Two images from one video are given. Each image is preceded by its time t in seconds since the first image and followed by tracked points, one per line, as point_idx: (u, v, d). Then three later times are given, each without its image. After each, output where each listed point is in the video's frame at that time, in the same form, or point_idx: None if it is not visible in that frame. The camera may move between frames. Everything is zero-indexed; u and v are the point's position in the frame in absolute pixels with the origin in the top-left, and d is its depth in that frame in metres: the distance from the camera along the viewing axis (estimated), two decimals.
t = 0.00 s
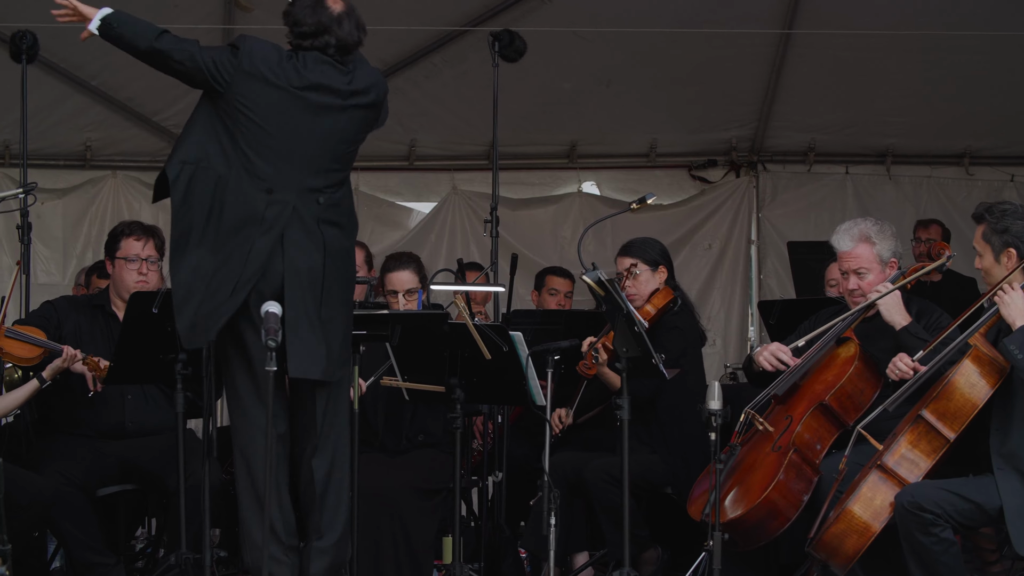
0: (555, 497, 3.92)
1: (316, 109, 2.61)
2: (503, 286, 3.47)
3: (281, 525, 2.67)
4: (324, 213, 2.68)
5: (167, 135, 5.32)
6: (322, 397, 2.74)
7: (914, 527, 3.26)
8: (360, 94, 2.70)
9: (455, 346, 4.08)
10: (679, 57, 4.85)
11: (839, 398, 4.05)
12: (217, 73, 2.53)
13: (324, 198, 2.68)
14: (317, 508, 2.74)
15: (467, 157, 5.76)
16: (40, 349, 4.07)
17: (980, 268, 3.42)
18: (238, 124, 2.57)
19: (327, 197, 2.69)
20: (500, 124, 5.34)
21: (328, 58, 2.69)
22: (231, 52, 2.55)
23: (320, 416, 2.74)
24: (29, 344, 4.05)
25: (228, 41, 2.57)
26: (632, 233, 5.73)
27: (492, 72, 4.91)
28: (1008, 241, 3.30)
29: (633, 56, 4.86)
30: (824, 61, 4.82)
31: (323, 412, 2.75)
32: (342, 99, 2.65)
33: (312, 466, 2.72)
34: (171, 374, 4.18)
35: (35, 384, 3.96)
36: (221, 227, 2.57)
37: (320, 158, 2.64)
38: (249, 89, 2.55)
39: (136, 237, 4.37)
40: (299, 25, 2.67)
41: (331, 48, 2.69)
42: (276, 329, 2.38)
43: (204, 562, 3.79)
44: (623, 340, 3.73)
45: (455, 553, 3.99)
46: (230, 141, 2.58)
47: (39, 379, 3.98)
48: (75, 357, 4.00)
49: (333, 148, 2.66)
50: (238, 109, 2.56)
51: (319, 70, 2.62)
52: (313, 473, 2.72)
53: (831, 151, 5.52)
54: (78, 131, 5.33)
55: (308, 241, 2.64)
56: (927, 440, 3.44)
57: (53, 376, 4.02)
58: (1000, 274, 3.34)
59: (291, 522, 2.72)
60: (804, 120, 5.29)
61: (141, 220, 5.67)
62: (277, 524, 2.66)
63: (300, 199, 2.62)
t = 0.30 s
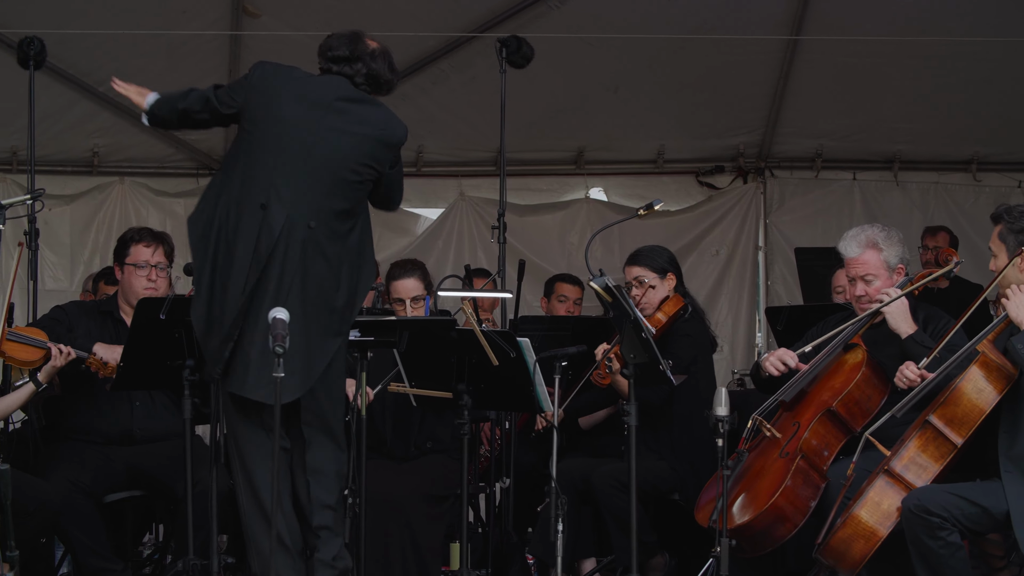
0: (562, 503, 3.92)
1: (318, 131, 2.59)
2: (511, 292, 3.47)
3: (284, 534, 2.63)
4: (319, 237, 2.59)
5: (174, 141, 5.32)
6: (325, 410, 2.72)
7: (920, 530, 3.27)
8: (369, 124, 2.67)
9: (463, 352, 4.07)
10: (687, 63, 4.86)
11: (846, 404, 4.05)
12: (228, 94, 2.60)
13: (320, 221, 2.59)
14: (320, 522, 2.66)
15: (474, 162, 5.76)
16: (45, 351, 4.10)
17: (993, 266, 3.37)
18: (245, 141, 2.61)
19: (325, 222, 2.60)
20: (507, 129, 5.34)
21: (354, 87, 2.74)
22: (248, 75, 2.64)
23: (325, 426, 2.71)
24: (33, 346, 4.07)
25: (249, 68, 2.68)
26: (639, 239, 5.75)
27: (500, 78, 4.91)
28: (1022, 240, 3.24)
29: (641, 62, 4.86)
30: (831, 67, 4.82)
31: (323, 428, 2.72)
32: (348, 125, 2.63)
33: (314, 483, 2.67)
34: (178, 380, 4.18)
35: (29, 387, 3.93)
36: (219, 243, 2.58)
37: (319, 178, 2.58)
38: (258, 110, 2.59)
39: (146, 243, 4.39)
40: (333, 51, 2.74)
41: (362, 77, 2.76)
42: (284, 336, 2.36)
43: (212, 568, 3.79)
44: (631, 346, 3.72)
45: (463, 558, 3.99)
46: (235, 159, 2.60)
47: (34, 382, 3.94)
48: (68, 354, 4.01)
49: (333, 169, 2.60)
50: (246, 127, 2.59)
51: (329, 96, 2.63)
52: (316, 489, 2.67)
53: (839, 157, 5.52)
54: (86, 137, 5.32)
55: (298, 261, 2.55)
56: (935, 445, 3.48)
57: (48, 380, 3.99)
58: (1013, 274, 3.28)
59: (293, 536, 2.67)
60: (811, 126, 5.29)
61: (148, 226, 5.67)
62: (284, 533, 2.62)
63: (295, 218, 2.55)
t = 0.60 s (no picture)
0: (569, 509, 3.92)
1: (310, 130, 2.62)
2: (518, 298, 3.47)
3: (290, 539, 2.62)
4: (309, 236, 2.58)
5: (181, 147, 5.33)
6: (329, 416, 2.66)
7: (925, 534, 3.27)
8: (360, 119, 2.65)
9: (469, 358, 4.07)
10: (694, 69, 4.86)
11: (852, 410, 4.05)
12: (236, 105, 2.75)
13: (310, 220, 2.58)
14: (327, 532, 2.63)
15: (481, 169, 5.76)
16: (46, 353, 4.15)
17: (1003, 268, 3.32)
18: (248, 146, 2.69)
19: (316, 220, 2.58)
20: (513, 135, 5.35)
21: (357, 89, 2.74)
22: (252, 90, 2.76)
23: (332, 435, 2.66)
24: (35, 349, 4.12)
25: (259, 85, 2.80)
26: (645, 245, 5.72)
27: (506, 84, 4.91)
28: None
29: (648, 69, 4.86)
30: (838, 73, 4.82)
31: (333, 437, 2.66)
32: (340, 122, 2.63)
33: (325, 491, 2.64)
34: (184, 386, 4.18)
35: (29, 389, 3.99)
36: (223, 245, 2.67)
37: (308, 177, 2.59)
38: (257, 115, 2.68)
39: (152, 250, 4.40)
40: (333, 53, 2.76)
41: (363, 77, 2.77)
42: (290, 342, 2.34)
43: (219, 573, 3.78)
44: (637, 352, 3.71)
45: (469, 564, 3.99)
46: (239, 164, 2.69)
47: (34, 383, 4.01)
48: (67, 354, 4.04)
49: (323, 165, 2.60)
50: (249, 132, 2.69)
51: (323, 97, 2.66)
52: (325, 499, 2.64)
53: (845, 163, 5.54)
54: (93, 143, 5.32)
55: (285, 257, 2.54)
56: (941, 449, 3.49)
57: (49, 379, 4.06)
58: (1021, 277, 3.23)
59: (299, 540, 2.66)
60: (818, 132, 5.30)
61: (154, 231, 5.68)
62: (290, 540, 2.61)
63: (282, 214, 2.56)
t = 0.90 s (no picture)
0: (573, 515, 3.93)
1: (306, 129, 2.55)
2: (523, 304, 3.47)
3: (298, 544, 2.60)
4: (324, 234, 2.55)
5: (186, 153, 5.33)
6: (337, 418, 2.61)
7: (930, 540, 3.28)
8: (356, 103, 2.57)
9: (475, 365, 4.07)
10: (700, 75, 4.86)
11: (858, 416, 4.05)
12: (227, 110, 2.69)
13: (323, 218, 2.55)
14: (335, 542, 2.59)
15: (486, 175, 5.76)
16: (51, 357, 4.11)
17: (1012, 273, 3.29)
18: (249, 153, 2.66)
19: (328, 220, 2.56)
20: (519, 142, 5.35)
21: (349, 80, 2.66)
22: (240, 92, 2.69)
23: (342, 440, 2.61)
24: (39, 351, 4.10)
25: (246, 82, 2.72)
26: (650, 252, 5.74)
27: (511, 90, 4.91)
28: None
29: (653, 76, 4.87)
30: (843, 79, 4.83)
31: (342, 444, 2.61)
32: (335, 117, 2.55)
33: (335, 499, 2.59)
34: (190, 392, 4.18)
35: (40, 394, 3.99)
36: (235, 256, 2.66)
37: (313, 178, 2.54)
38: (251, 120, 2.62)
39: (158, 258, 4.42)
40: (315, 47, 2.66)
41: (351, 65, 2.68)
42: (295, 348, 2.32)
43: None
44: (643, 359, 3.71)
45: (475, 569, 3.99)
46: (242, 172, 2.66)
47: (45, 389, 4.00)
48: (79, 358, 3.99)
49: (327, 160, 2.54)
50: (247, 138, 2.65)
51: (315, 92, 2.58)
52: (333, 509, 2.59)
53: (851, 169, 5.52)
54: (99, 149, 5.32)
55: (299, 264, 2.52)
56: (946, 455, 3.48)
57: (60, 386, 4.05)
58: None
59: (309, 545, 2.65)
60: (824, 138, 5.30)
61: (160, 237, 5.68)
62: (297, 546, 2.60)
63: (295, 222, 2.54)
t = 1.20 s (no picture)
0: (580, 522, 3.93)
1: (318, 153, 2.54)
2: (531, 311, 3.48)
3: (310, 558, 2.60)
4: (344, 257, 2.55)
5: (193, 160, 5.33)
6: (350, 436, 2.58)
7: (939, 548, 3.28)
8: (365, 127, 2.58)
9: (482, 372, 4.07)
10: (707, 82, 4.86)
11: (865, 423, 4.04)
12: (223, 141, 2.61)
13: (342, 242, 2.55)
14: (341, 554, 2.60)
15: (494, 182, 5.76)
16: (59, 367, 4.16)
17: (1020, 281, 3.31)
18: (254, 181, 2.60)
19: (348, 243, 2.55)
20: (526, 148, 5.35)
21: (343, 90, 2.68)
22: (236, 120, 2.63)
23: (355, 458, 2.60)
24: (47, 361, 4.14)
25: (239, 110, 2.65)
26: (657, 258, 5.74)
27: (518, 97, 4.92)
28: None
29: (660, 83, 4.87)
30: (850, 86, 4.84)
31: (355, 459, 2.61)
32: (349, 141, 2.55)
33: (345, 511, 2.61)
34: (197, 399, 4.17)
35: (45, 403, 3.98)
36: (246, 282, 2.61)
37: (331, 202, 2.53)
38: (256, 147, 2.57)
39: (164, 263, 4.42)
40: (304, 62, 2.67)
41: (342, 74, 2.70)
42: (303, 354, 2.32)
43: None
44: (651, 365, 3.70)
45: None
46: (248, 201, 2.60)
47: (50, 398, 4.00)
48: (81, 366, 4.03)
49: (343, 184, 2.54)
50: (250, 166, 2.59)
51: (322, 117, 2.57)
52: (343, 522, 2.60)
53: (858, 176, 5.52)
54: (106, 156, 5.32)
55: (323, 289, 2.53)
56: (954, 463, 3.49)
57: (65, 395, 4.03)
58: None
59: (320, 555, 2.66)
60: (831, 144, 5.30)
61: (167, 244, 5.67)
62: (303, 555, 2.59)
63: (314, 247, 2.53)
